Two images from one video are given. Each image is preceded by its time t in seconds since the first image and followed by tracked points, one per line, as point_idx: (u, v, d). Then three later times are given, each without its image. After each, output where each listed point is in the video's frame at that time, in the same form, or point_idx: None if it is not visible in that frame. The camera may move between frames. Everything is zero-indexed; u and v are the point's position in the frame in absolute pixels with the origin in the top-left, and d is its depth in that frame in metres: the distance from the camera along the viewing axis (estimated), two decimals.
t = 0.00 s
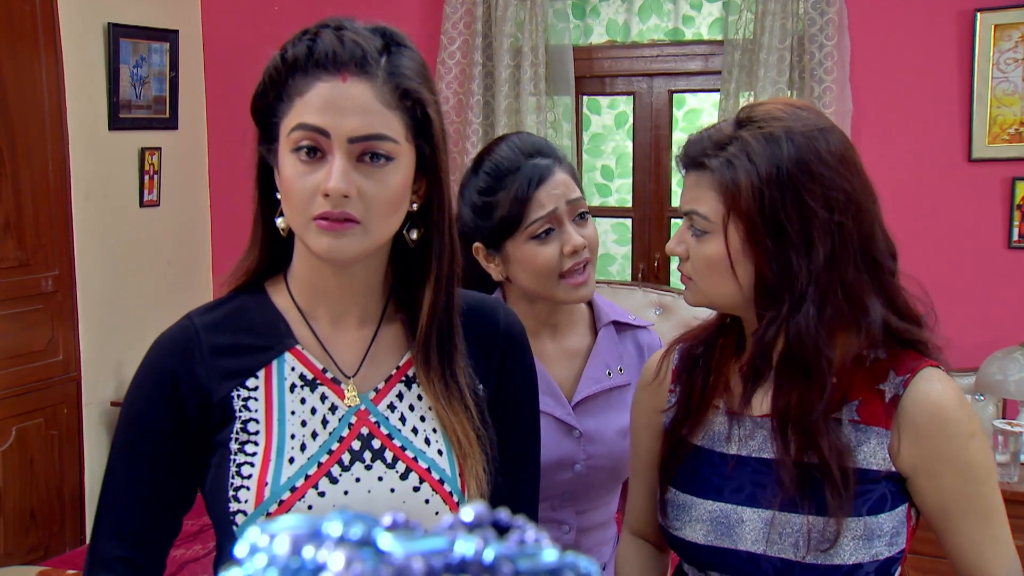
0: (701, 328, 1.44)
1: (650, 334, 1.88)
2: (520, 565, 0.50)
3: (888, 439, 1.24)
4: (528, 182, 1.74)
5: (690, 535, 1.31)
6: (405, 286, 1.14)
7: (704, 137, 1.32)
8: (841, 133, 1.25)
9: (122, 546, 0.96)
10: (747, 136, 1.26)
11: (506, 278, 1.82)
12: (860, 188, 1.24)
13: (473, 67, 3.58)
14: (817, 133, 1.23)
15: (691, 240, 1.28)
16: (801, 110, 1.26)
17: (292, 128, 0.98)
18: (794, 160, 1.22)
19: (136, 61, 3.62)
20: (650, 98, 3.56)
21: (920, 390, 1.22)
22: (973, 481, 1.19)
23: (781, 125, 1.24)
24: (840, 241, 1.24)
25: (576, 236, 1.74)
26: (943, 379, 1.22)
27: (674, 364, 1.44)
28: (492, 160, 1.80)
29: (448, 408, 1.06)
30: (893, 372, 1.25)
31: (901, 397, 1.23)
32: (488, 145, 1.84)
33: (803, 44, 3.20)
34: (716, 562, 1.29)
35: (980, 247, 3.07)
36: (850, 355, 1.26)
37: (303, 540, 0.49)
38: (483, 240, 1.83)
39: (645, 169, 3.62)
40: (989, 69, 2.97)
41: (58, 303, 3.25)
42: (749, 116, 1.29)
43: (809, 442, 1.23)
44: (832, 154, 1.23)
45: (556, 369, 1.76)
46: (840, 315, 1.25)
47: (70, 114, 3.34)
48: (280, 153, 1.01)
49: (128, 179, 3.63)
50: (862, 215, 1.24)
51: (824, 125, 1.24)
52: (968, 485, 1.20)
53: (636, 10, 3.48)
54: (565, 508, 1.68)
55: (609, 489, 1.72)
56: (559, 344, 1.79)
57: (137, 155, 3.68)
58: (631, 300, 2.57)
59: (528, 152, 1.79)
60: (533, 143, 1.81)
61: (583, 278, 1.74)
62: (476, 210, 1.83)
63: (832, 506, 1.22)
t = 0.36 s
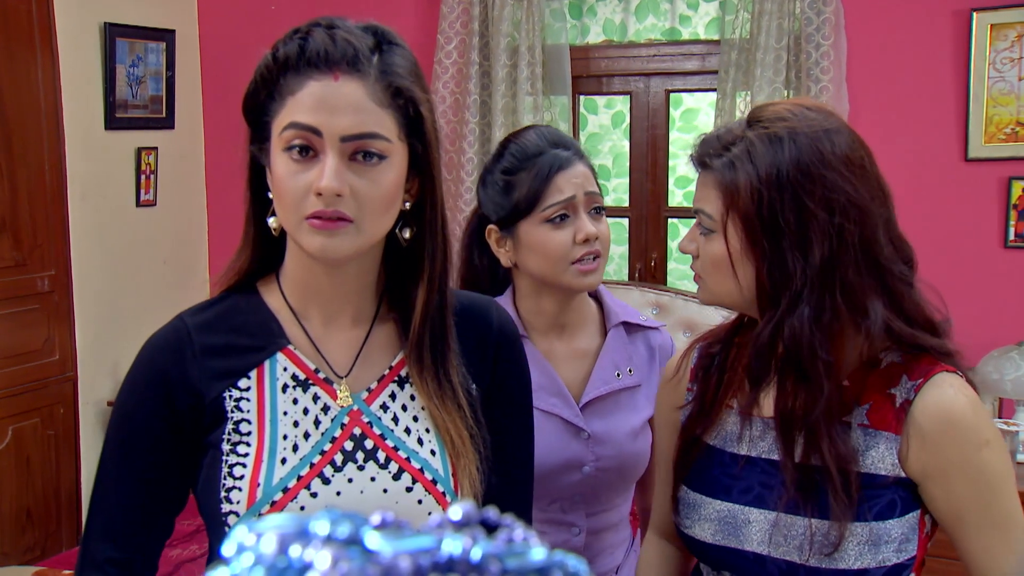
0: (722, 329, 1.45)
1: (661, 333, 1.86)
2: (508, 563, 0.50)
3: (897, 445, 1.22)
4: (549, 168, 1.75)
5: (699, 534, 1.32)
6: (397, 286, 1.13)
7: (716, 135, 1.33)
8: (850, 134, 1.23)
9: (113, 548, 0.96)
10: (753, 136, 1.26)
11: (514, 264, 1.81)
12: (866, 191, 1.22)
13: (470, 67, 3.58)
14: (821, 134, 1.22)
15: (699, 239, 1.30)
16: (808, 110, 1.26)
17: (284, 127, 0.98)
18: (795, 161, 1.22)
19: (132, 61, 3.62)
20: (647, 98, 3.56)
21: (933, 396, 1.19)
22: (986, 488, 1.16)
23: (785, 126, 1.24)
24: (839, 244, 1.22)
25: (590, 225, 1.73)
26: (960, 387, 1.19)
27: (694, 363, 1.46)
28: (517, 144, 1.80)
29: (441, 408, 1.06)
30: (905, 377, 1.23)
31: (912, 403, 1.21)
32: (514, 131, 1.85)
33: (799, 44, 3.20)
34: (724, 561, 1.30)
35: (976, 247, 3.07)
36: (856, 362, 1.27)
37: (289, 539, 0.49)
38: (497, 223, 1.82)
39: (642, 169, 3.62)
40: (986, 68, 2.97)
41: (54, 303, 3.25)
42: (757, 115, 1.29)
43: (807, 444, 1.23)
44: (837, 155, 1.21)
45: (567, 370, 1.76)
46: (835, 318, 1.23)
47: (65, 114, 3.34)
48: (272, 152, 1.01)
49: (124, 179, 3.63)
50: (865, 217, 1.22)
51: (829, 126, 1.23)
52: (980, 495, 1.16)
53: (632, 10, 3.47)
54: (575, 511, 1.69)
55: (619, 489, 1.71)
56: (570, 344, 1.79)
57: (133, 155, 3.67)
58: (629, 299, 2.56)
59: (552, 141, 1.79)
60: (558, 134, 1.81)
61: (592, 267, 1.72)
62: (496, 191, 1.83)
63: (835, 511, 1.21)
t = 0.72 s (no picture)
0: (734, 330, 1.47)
1: (665, 332, 1.87)
2: (498, 564, 0.50)
3: (901, 450, 1.20)
4: (556, 166, 1.74)
5: (705, 535, 1.33)
6: (390, 287, 1.13)
7: (725, 135, 1.33)
8: (858, 135, 1.22)
9: (103, 550, 0.95)
10: (759, 137, 1.25)
11: (520, 261, 1.81)
12: (871, 194, 1.21)
13: (465, 67, 3.58)
14: (827, 135, 1.21)
15: (707, 239, 1.31)
16: (816, 111, 1.25)
17: (277, 127, 0.98)
18: (800, 163, 1.21)
19: (127, 61, 3.61)
20: (642, 98, 3.56)
21: (939, 401, 1.17)
22: (993, 497, 1.12)
23: (791, 127, 1.23)
24: (843, 247, 1.22)
25: (596, 224, 1.73)
26: (969, 392, 1.16)
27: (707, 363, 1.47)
28: (524, 141, 1.80)
29: (433, 409, 1.06)
30: (913, 382, 1.21)
31: (919, 408, 1.19)
32: (521, 128, 1.84)
33: (794, 44, 3.20)
34: (730, 562, 1.31)
35: (970, 247, 3.07)
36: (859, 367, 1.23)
37: (278, 540, 0.49)
38: (503, 220, 1.82)
39: (637, 170, 3.62)
40: (980, 69, 2.98)
41: (48, 303, 3.24)
42: (764, 116, 1.29)
43: (808, 447, 1.23)
44: (843, 158, 1.20)
45: (571, 364, 1.77)
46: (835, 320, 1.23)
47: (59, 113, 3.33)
48: (265, 152, 1.00)
49: (118, 179, 3.62)
50: (869, 220, 1.21)
51: (836, 127, 1.22)
52: (987, 504, 1.13)
53: (627, 10, 3.48)
54: (578, 507, 1.68)
55: (622, 484, 1.70)
56: (574, 339, 1.79)
57: (128, 156, 3.66)
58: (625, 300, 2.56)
59: (560, 139, 1.79)
60: (565, 132, 1.81)
61: (598, 264, 1.72)
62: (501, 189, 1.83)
63: (836, 516, 1.21)
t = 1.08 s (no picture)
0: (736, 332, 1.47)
1: (662, 331, 1.86)
2: (490, 565, 0.49)
3: (900, 454, 1.20)
4: (551, 166, 1.74)
5: (705, 537, 1.34)
6: (380, 287, 1.13)
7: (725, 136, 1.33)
8: (859, 136, 1.22)
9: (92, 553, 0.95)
10: (758, 138, 1.26)
11: (517, 261, 1.81)
12: (870, 196, 1.21)
13: (458, 67, 3.57)
14: (828, 136, 1.21)
15: (707, 241, 1.32)
16: (817, 112, 1.25)
17: (267, 127, 0.98)
18: (799, 165, 1.22)
19: (119, 60, 3.60)
20: (635, 98, 3.56)
21: (937, 405, 1.16)
22: (991, 504, 1.12)
23: (791, 128, 1.23)
24: (842, 248, 1.22)
25: (591, 223, 1.73)
26: (966, 396, 1.15)
27: (709, 365, 1.48)
28: (519, 141, 1.80)
29: (424, 410, 1.05)
30: (912, 385, 1.20)
31: (916, 412, 1.18)
32: (516, 128, 1.84)
33: (787, 44, 3.20)
34: (729, 564, 1.32)
35: (962, 247, 3.08)
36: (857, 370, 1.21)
37: (269, 541, 0.49)
38: (500, 220, 1.83)
39: (630, 169, 3.62)
40: (972, 69, 2.98)
41: (40, 303, 3.22)
42: (765, 117, 1.29)
43: (808, 451, 1.23)
44: (843, 159, 1.21)
45: (566, 363, 1.76)
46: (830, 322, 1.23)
47: (51, 112, 3.32)
48: (254, 152, 1.00)
49: (110, 179, 3.61)
50: (870, 222, 1.21)
51: (837, 128, 1.22)
52: (984, 509, 1.12)
53: (621, 10, 3.48)
54: (575, 506, 1.68)
55: (619, 484, 1.70)
56: (570, 338, 1.79)
57: (120, 155, 3.65)
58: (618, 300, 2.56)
59: (555, 138, 1.79)
60: (561, 131, 1.81)
61: (594, 263, 1.72)
62: (497, 189, 1.83)
63: (834, 520, 1.21)
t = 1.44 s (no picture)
0: (736, 332, 1.48)
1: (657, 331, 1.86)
2: (482, 566, 0.50)
3: (898, 455, 1.20)
4: (544, 165, 1.74)
5: (701, 536, 1.34)
6: (373, 288, 1.13)
7: (726, 136, 1.33)
8: (861, 137, 1.22)
9: (83, 555, 0.95)
10: (760, 138, 1.26)
11: (510, 261, 1.81)
12: (872, 196, 1.21)
13: (452, 67, 3.57)
14: (829, 136, 1.21)
15: (707, 241, 1.32)
16: (817, 111, 1.25)
17: (260, 126, 0.97)
18: (801, 165, 1.22)
19: (112, 60, 3.59)
20: (629, 98, 3.56)
21: (937, 406, 1.16)
22: (988, 506, 1.12)
23: (792, 128, 1.23)
24: (844, 249, 1.22)
25: (584, 223, 1.73)
26: (964, 398, 1.16)
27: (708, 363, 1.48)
28: (512, 141, 1.80)
29: (417, 413, 1.05)
30: (911, 387, 1.20)
31: (915, 413, 1.18)
32: (508, 127, 1.84)
33: (780, 44, 3.21)
34: (725, 563, 1.32)
35: (955, 246, 3.09)
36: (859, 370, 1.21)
37: (261, 543, 0.49)
38: (492, 220, 1.82)
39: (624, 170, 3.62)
40: (965, 69, 2.99)
41: (33, 303, 3.21)
42: (765, 117, 1.29)
43: (808, 452, 1.23)
44: (845, 159, 1.21)
45: (559, 363, 1.76)
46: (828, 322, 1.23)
47: (44, 111, 3.31)
48: (247, 152, 1.00)
49: (103, 178, 3.60)
50: (871, 222, 1.21)
51: (837, 129, 1.22)
52: (981, 511, 1.13)
53: (615, 10, 3.48)
54: (569, 506, 1.68)
55: (613, 484, 1.70)
56: (563, 339, 1.79)
57: (113, 155, 3.65)
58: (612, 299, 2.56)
59: (547, 137, 1.79)
60: (553, 130, 1.81)
61: (587, 262, 1.72)
62: (490, 189, 1.83)
63: (831, 521, 1.21)
